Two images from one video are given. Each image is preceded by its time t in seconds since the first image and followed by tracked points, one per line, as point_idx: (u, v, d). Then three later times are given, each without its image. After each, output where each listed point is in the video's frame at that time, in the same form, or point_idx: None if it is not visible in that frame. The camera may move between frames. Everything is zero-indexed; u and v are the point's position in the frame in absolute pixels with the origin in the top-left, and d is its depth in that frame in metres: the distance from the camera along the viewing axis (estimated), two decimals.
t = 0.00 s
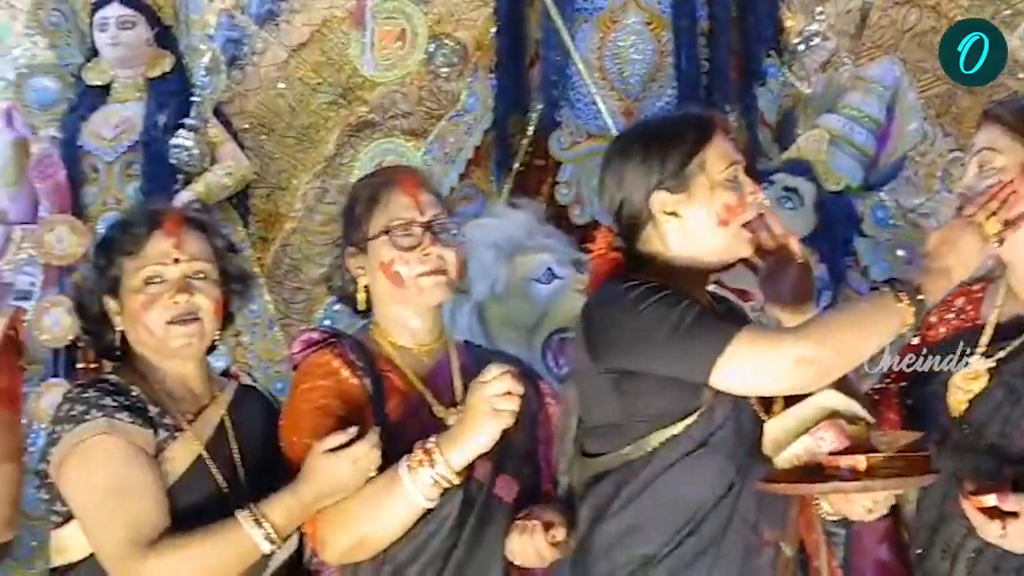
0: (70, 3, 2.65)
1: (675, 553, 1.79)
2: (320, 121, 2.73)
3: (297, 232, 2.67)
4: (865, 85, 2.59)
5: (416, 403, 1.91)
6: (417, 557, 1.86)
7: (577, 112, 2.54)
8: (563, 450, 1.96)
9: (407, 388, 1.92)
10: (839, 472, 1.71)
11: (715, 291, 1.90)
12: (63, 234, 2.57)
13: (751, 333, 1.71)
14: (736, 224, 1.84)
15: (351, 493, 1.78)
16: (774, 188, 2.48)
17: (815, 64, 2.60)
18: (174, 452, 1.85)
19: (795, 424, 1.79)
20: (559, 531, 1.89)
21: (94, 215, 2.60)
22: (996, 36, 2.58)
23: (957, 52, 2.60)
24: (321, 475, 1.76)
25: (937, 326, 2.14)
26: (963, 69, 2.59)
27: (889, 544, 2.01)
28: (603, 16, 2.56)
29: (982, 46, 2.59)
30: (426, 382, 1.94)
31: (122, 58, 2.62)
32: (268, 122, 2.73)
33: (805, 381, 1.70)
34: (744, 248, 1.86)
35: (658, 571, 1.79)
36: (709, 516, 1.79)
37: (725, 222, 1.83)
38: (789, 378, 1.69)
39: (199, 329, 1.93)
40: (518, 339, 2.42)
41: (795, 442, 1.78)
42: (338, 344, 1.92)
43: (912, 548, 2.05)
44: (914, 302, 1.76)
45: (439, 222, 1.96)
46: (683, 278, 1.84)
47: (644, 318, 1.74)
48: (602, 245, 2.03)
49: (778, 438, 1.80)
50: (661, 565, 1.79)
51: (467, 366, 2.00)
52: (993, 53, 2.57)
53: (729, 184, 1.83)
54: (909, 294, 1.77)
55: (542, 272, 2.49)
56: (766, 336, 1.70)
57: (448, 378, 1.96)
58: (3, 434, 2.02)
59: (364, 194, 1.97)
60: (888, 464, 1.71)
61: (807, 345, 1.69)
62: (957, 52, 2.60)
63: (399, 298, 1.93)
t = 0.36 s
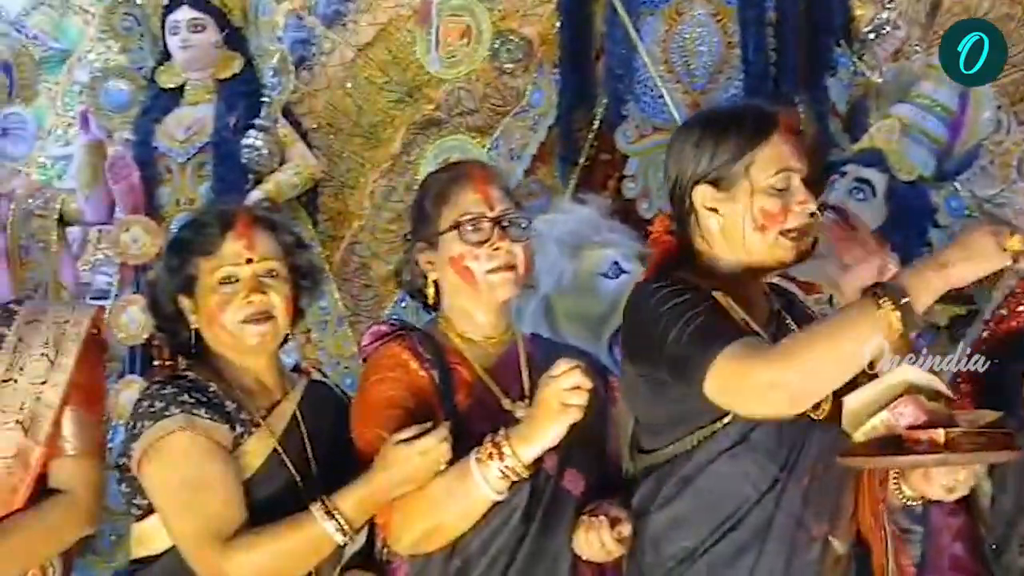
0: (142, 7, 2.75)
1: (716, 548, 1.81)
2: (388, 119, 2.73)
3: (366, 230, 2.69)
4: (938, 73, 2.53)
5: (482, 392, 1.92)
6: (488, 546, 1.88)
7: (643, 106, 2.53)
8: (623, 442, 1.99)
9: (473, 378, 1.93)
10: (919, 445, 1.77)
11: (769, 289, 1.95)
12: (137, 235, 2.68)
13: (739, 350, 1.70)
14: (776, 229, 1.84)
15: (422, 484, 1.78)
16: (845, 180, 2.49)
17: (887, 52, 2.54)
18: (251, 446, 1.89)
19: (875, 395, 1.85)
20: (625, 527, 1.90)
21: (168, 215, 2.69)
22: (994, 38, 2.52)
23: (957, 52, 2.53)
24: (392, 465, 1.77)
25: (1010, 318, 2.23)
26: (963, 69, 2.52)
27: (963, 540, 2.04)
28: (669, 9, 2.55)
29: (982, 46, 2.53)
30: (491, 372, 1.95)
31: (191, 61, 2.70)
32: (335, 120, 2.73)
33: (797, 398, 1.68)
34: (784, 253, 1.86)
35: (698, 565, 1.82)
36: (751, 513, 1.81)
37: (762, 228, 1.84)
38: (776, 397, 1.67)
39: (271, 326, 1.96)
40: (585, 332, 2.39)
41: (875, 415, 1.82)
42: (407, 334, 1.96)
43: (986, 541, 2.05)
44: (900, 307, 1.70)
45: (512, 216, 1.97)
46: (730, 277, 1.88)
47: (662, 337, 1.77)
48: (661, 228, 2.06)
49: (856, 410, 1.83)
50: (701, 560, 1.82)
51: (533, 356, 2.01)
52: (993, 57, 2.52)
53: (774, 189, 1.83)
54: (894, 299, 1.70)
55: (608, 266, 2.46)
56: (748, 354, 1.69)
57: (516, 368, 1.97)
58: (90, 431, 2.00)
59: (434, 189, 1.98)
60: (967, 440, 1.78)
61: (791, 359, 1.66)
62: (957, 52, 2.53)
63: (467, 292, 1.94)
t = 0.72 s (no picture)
0: (191, 5, 2.89)
1: (732, 548, 1.82)
2: (433, 113, 2.73)
3: (412, 224, 2.70)
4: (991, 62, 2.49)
5: (533, 386, 1.92)
6: (543, 539, 1.85)
7: (690, 98, 2.52)
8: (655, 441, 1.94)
9: (522, 371, 1.93)
10: (976, 428, 1.77)
11: (819, 282, 1.94)
12: (188, 231, 2.75)
13: (675, 433, 1.75)
14: (806, 234, 1.82)
15: (476, 476, 1.77)
16: (896, 171, 2.47)
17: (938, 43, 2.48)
18: (306, 439, 1.87)
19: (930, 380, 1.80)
20: (672, 524, 1.85)
21: (218, 211, 2.79)
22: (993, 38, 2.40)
23: (957, 53, 2.43)
24: (448, 458, 1.76)
25: None
26: (963, 69, 2.45)
27: (1018, 535, 2.02)
28: None
29: (982, 46, 2.41)
30: (541, 366, 1.95)
31: (240, 57, 2.81)
32: (380, 116, 2.77)
33: (718, 494, 1.72)
34: (820, 257, 1.84)
35: (718, 561, 1.82)
36: (769, 515, 1.79)
37: (789, 232, 1.82)
38: (703, 492, 1.72)
39: (337, 322, 1.93)
40: (635, 326, 2.32)
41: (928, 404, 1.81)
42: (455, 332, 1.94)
43: None
44: (794, 421, 1.66)
45: (563, 208, 1.97)
46: (765, 279, 1.87)
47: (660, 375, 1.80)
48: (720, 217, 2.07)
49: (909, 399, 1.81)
50: (720, 556, 1.82)
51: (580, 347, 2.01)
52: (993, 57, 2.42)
53: (803, 194, 1.81)
54: (787, 412, 1.67)
55: (656, 260, 2.39)
56: (678, 445, 1.74)
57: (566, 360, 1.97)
58: (151, 423, 1.98)
59: (481, 181, 1.97)
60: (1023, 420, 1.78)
61: (704, 459, 1.69)
62: (957, 53, 2.43)
63: (520, 286, 1.93)
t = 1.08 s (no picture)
0: (240, 10, 2.96)
1: (827, 556, 1.77)
2: (480, 115, 2.73)
3: (458, 226, 2.68)
4: None
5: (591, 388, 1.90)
6: (606, 542, 1.84)
7: (740, 97, 2.51)
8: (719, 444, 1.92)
9: (582, 374, 1.91)
10: None
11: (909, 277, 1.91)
12: (238, 232, 2.78)
13: (758, 445, 1.74)
14: (903, 214, 1.80)
15: (538, 476, 1.77)
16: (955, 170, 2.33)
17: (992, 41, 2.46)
18: (368, 443, 1.85)
19: None
20: (733, 529, 1.83)
21: (267, 213, 2.82)
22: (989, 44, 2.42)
23: (957, 52, 2.39)
24: (509, 457, 1.76)
25: None
26: (963, 69, 2.40)
27: None
28: None
29: (982, 46, 2.42)
30: (601, 368, 1.93)
31: (290, 60, 2.84)
32: (426, 119, 2.78)
33: (804, 512, 1.71)
34: (915, 242, 1.82)
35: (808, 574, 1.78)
36: (861, 525, 1.75)
37: (887, 213, 1.80)
38: (789, 507, 1.71)
39: (395, 325, 1.92)
40: (684, 326, 2.27)
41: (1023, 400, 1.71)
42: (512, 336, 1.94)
43: None
44: (903, 453, 1.67)
45: (618, 208, 1.97)
46: (852, 276, 1.84)
47: (743, 380, 1.78)
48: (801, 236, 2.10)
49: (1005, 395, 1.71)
50: (811, 568, 1.78)
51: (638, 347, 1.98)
52: (989, 64, 2.43)
53: (901, 173, 1.79)
54: (894, 439, 1.68)
55: (707, 260, 2.37)
56: (765, 457, 1.73)
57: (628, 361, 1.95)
58: (217, 426, 1.93)
59: (537, 182, 1.97)
60: None
61: (797, 473, 1.69)
62: (957, 52, 2.39)
63: (577, 288, 1.93)
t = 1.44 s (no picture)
0: (279, 10, 3.00)
1: (939, 562, 1.61)
2: (516, 114, 2.72)
3: (494, 225, 2.69)
4: None
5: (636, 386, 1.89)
6: (658, 544, 1.81)
7: (781, 94, 2.48)
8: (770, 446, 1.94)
9: (628, 374, 1.90)
10: None
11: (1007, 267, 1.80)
12: (277, 232, 2.69)
13: (849, 444, 1.60)
14: (1016, 182, 1.66)
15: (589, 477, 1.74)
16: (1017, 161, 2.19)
17: None
18: (412, 442, 1.83)
19: None
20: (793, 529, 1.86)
21: (306, 213, 2.85)
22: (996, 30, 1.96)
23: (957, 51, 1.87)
24: (561, 459, 1.73)
25: None
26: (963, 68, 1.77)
27: None
28: None
29: (983, 45, 1.87)
30: (647, 368, 1.93)
31: (327, 60, 2.86)
32: (463, 119, 2.79)
33: (902, 514, 1.58)
34: None
35: None
36: (980, 523, 1.60)
37: (998, 184, 1.66)
38: (883, 509, 1.58)
39: (438, 322, 1.90)
40: (725, 324, 2.26)
41: None
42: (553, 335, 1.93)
43: None
44: (1014, 453, 1.53)
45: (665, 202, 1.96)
46: (954, 264, 1.71)
47: (841, 376, 1.64)
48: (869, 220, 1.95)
49: None
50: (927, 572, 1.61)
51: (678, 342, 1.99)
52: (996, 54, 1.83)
53: (1003, 140, 1.66)
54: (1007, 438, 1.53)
55: (748, 259, 2.36)
56: (858, 456, 1.59)
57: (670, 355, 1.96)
58: (263, 424, 1.92)
59: (580, 178, 1.95)
60: None
61: (894, 473, 1.55)
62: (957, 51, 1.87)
63: (622, 283, 1.92)
